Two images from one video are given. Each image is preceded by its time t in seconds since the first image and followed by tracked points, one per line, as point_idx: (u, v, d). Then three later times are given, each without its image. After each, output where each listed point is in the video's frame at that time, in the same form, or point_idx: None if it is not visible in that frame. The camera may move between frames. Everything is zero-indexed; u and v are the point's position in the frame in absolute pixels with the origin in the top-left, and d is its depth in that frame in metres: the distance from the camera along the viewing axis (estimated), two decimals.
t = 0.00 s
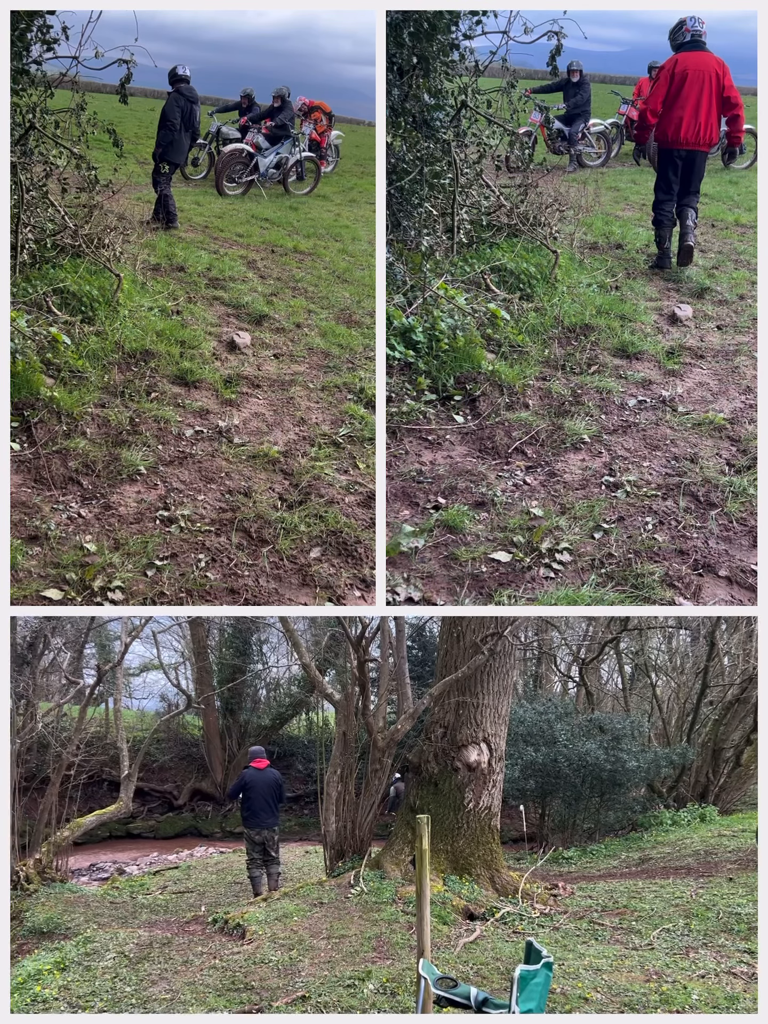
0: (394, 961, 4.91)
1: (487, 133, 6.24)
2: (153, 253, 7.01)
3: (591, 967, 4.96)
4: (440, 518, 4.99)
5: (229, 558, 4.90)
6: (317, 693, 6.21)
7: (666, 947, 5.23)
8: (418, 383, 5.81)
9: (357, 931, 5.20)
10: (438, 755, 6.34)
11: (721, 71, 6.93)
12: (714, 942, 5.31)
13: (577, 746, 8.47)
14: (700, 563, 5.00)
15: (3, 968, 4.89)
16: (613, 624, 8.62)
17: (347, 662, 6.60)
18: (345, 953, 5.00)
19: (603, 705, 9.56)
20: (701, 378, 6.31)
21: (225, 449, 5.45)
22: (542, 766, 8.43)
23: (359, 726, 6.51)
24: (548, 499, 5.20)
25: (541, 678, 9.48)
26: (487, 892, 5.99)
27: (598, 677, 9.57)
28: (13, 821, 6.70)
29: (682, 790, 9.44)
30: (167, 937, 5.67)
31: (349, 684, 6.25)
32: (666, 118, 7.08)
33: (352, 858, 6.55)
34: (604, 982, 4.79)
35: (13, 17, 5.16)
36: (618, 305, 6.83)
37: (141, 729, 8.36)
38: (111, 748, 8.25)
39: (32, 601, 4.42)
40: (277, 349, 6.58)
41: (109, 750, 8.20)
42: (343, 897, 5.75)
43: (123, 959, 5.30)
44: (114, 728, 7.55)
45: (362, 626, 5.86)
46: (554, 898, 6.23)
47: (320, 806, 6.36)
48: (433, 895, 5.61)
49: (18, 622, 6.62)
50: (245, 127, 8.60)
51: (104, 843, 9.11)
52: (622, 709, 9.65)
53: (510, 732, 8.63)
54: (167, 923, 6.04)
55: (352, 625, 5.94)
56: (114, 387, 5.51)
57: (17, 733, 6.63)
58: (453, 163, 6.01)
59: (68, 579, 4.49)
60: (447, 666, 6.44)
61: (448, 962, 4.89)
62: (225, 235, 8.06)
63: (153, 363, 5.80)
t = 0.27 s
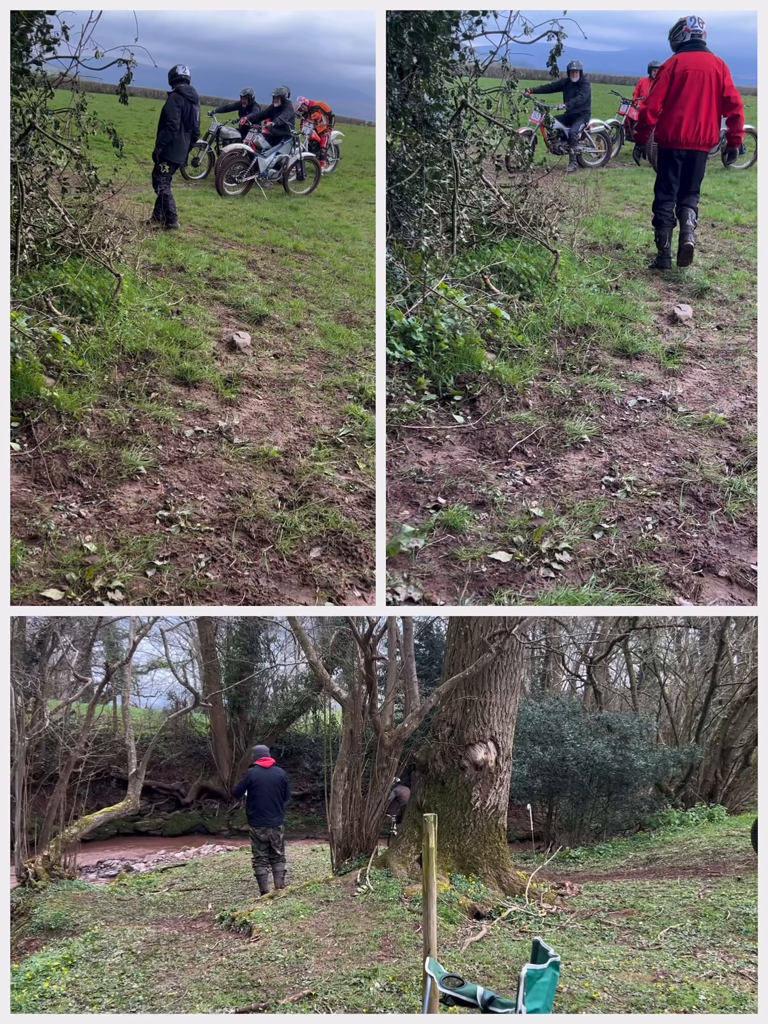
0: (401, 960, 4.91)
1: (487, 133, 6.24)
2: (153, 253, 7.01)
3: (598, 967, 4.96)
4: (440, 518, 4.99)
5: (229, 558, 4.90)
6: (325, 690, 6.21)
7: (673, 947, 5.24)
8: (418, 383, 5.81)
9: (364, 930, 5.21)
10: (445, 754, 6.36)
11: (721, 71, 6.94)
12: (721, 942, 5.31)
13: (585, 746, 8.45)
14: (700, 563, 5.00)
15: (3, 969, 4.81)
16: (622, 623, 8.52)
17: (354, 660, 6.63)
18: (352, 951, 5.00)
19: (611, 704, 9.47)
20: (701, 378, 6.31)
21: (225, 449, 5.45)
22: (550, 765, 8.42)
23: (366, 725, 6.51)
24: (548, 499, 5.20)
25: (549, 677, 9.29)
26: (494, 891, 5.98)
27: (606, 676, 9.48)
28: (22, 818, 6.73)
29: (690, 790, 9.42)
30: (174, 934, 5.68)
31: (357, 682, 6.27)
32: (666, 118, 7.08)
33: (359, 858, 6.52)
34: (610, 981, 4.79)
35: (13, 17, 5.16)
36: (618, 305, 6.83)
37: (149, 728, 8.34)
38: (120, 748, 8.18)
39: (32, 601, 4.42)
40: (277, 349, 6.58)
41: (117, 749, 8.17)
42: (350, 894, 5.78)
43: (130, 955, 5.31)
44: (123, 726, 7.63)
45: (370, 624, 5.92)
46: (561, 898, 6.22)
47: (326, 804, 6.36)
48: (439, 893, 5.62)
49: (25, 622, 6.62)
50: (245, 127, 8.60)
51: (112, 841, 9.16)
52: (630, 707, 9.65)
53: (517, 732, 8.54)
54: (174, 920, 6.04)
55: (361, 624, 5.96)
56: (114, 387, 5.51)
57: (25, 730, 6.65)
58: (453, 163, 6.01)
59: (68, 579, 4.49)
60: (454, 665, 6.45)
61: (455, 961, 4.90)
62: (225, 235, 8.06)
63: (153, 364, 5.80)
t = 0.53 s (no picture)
0: (406, 958, 4.91)
1: (487, 133, 6.24)
2: (153, 253, 7.01)
3: (604, 967, 4.95)
4: (440, 518, 4.99)
5: (229, 558, 4.90)
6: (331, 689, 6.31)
7: (679, 947, 5.24)
8: (418, 383, 5.80)
9: (369, 928, 5.20)
10: (451, 753, 6.36)
11: (721, 71, 6.94)
12: (727, 942, 5.31)
13: (592, 743, 8.46)
14: (700, 563, 5.00)
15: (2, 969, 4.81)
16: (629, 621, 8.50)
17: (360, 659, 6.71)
18: (357, 950, 5.00)
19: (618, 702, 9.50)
20: (701, 378, 6.31)
21: (225, 449, 5.45)
22: (556, 764, 8.42)
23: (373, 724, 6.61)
24: (548, 499, 5.20)
25: (554, 676, 9.47)
26: (500, 891, 5.97)
27: (611, 674, 9.59)
28: (29, 815, 6.95)
29: (697, 789, 9.44)
30: (180, 932, 5.69)
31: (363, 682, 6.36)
32: (666, 118, 7.08)
33: (364, 856, 6.54)
34: (616, 981, 4.78)
35: (13, 17, 5.16)
36: (618, 305, 6.83)
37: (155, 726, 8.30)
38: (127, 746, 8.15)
39: (32, 601, 4.42)
40: (277, 349, 6.58)
41: (124, 749, 8.23)
42: (355, 893, 5.77)
43: (136, 952, 5.32)
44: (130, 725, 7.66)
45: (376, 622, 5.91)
46: (567, 897, 6.22)
47: (332, 802, 6.46)
48: (445, 892, 5.61)
49: (34, 622, 6.77)
50: (245, 127, 8.60)
51: (118, 838, 9.28)
52: (637, 705, 9.77)
53: (523, 731, 8.55)
54: (179, 918, 6.05)
55: (367, 623, 5.97)
56: (114, 387, 5.52)
57: (32, 728, 6.78)
58: (453, 163, 6.01)
59: (68, 579, 4.49)
60: (461, 663, 6.46)
61: (461, 960, 4.89)
62: (225, 235, 8.06)
63: (153, 364, 5.80)
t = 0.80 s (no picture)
0: (411, 957, 4.89)
1: (487, 133, 6.24)
2: (153, 253, 7.01)
3: (609, 967, 4.95)
4: (440, 518, 4.99)
5: (229, 558, 4.90)
6: (336, 688, 6.27)
7: (684, 946, 5.24)
8: (418, 383, 5.80)
9: (373, 927, 5.20)
10: (456, 752, 6.38)
11: (721, 71, 6.94)
12: (732, 942, 5.31)
13: (598, 743, 8.49)
14: (700, 563, 5.00)
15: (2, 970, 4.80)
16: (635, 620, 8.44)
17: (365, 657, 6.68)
18: (361, 949, 4.99)
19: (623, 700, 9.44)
20: (701, 378, 6.31)
21: (225, 449, 5.45)
22: (561, 763, 8.49)
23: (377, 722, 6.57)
24: (548, 499, 5.20)
25: (559, 675, 9.39)
26: (504, 890, 5.99)
27: (618, 673, 9.50)
28: (34, 813, 6.90)
29: (703, 788, 9.36)
30: (184, 930, 5.69)
31: (367, 680, 6.32)
32: (666, 118, 7.08)
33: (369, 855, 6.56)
34: (620, 981, 4.78)
35: (13, 17, 5.16)
36: (618, 305, 6.83)
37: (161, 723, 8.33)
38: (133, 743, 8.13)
39: (32, 601, 4.42)
40: (277, 349, 6.58)
41: (129, 747, 8.22)
42: (360, 892, 5.78)
43: (141, 950, 5.32)
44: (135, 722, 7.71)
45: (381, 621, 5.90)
46: (572, 896, 6.22)
47: (337, 800, 6.42)
48: (449, 892, 5.63)
49: (39, 620, 6.67)
50: (245, 127, 8.60)
51: (124, 836, 9.38)
52: (643, 705, 9.70)
53: (529, 731, 8.60)
54: (183, 916, 6.05)
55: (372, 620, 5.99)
56: (114, 387, 5.51)
57: (38, 726, 6.75)
58: (453, 162, 6.00)
59: (68, 579, 4.49)
60: (466, 662, 6.47)
61: (465, 960, 4.89)
62: (225, 235, 8.06)
63: (153, 364, 5.80)
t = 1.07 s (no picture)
0: (414, 956, 4.89)
1: (487, 133, 6.24)
2: (153, 253, 7.01)
3: (613, 967, 4.94)
4: (440, 518, 4.99)
5: (229, 558, 4.90)
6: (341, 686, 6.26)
7: (688, 946, 5.24)
8: (418, 383, 5.80)
9: (377, 926, 5.20)
10: (460, 750, 6.39)
11: (721, 71, 6.94)
12: (737, 942, 5.30)
13: (602, 741, 8.53)
14: (700, 563, 5.00)
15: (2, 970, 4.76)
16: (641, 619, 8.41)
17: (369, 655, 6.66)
18: (365, 948, 4.99)
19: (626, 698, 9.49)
20: (701, 378, 6.31)
21: (225, 449, 5.45)
22: (566, 763, 8.52)
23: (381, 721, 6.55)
24: (548, 499, 5.20)
25: (564, 673, 9.42)
26: (509, 889, 5.99)
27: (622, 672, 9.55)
28: (39, 810, 6.90)
29: (708, 787, 9.31)
30: (189, 928, 5.69)
31: (372, 678, 6.31)
32: (666, 118, 7.08)
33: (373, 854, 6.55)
34: (625, 980, 4.77)
35: (13, 17, 5.16)
36: (618, 305, 6.83)
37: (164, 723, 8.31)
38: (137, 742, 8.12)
39: (32, 600, 4.42)
40: (277, 349, 6.58)
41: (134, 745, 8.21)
42: (363, 891, 5.79)
43: (145, 948, 5.33)
44: (140, 720, 7.72)
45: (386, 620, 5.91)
46: (576, 896, 6.22)
47: (341, 799, 6.41)
48: (453, 891, 5.63)
49: (45, 619, 6.66)
50: (245, 127, 8.60)
51: (128, 835, 9.46)
52: (647, 704, 9.69)
53: (533, 730, 8.64)
54: (188, 914, 6.06)
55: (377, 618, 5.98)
56: (114, 387, 5.51)
57: (44, 724, 6.80)
58: (453, 162, 6.00)
59: (68, 580, 4.49)
60: (470, 661, 6.47)
61: (469, 959, 4.89)
62: (225, 235, 8.06)
63: (153, 364, 5.80)
